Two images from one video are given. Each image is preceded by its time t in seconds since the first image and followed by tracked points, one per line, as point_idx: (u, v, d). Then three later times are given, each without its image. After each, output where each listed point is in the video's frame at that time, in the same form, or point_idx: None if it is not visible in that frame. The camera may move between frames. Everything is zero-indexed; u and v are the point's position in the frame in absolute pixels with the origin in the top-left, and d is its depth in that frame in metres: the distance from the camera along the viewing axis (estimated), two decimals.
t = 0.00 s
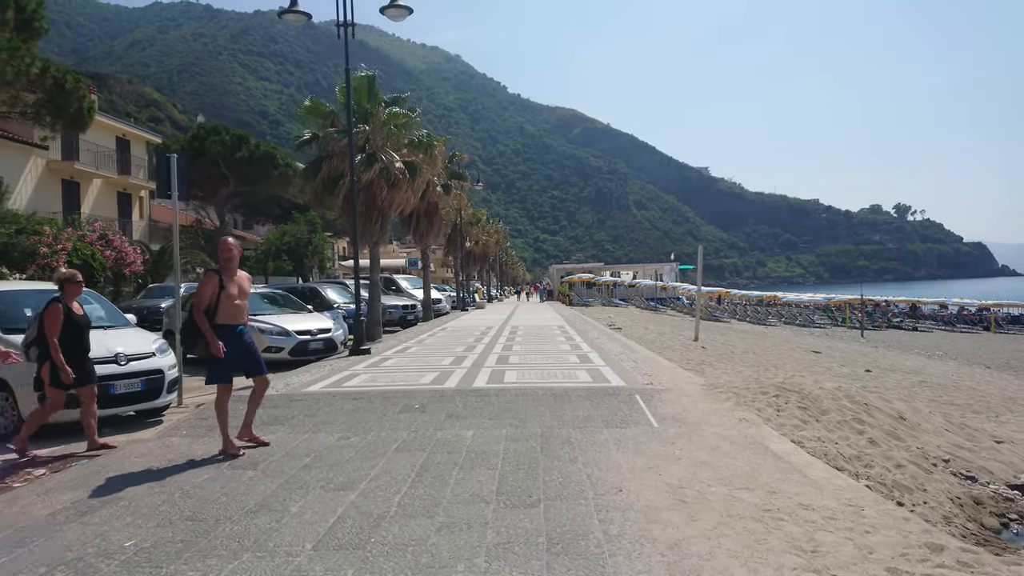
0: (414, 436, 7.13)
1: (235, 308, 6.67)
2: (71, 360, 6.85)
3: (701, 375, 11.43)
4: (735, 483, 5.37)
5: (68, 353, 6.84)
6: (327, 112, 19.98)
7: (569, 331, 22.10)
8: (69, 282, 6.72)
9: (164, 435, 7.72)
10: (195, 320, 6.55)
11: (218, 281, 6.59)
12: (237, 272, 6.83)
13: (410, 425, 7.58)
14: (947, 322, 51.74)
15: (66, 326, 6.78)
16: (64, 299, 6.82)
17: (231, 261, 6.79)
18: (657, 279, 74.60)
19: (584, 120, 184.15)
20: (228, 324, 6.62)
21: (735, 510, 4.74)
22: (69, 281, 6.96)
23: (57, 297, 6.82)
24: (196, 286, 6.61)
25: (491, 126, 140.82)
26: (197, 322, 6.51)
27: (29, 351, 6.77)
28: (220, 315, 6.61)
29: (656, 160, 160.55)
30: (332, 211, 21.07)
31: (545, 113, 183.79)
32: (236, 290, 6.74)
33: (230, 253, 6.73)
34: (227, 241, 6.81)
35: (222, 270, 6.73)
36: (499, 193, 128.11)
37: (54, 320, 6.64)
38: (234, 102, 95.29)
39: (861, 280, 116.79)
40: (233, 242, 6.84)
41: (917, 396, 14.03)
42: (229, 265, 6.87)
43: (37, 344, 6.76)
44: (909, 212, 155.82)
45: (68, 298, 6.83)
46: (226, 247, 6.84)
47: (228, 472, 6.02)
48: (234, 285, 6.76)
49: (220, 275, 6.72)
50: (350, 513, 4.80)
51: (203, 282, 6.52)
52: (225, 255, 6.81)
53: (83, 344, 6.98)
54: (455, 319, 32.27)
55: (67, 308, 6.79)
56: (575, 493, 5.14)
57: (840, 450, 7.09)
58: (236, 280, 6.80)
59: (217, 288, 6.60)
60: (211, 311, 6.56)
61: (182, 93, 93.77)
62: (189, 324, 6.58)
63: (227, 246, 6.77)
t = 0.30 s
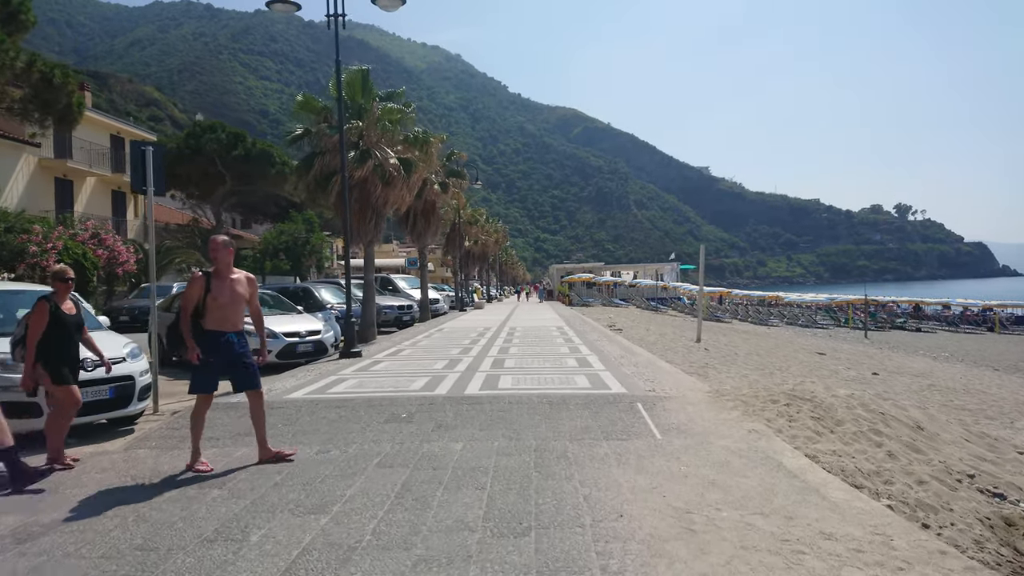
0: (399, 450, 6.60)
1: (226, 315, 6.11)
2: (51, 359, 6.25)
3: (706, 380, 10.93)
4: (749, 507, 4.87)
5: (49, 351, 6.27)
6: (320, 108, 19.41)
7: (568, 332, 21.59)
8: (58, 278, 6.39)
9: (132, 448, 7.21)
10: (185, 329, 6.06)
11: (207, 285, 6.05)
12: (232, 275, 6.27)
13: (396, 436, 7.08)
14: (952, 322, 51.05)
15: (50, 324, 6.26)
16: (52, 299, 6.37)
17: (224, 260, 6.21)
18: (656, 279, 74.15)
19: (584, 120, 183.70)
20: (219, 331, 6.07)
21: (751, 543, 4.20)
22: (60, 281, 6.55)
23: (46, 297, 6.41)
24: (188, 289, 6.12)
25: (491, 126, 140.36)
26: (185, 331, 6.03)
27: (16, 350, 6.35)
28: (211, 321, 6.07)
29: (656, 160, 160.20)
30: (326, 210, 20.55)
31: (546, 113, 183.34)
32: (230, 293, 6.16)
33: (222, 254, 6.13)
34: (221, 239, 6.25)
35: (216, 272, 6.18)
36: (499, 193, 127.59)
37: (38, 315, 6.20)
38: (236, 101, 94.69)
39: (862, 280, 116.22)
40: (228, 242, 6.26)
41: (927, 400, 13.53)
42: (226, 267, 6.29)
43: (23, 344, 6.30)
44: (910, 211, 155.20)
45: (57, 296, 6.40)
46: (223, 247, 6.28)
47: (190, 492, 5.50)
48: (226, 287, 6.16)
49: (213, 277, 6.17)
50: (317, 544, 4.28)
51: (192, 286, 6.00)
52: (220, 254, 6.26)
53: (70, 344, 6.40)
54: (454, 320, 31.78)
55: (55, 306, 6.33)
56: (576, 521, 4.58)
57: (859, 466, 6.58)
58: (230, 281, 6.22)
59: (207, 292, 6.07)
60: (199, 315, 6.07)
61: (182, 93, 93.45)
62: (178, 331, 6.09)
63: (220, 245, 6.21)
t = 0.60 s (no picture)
0: (380, 463, 6.04)
1: (220, 313, 5.55)
2: (33, 366, 5.63)
3: (710, 383, 10.41)
4: (763, 530, 4.36)
5: (30, 358, 5.65)
6: (311, 101, 18.80)
7: (565, 332, 21.09)
8: (35, 276, 5.67)
9: (93, 458, 6.67)
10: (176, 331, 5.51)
11: (199, 282, 5.51)
12: (226, 270, 5.72)
13: (377, 446, 6.54)
14: (955, 321, 50.22)
15: (30, 327, 5.63)
16: (30, 298, 5.71)
17: (219, 254, 5.68)
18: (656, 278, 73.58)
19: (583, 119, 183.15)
20: (214, 332, 5.52)
21: None
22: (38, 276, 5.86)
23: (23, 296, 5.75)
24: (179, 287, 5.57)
25: (490, 125, 139.72)
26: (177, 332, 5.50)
27: None
28: (206, 320, 5.52)
29: (655, 159, 159.66)
30: (317, 205, 20.00)
31: (545, 112, 182.74)
32: (225, 290, 5.60)
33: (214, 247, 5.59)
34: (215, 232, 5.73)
35: (209, 268, 5.65)
36: (498, 192, 126.96)
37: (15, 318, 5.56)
38: (234, 100, 93.97)
39: (861, 279, 115.68)
40: (222, 234, 5.70)
41: (937, 403, 13.02)
42: (220, 261, 5.74)
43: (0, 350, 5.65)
44: (910, 210, 154.56)
45: (36, 296, 5.73)
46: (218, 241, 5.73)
47: (145, 512, 4.96)
48: (220, 283, 5.62)
49: (207, 274, 5.63)
50: None
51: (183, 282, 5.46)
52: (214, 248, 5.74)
53: (53, 348, 5.76)
54: (450, 319, 31.25)
55: (34, 307, 5.68)
56: (569, 549, 4.05)
57: (879, 479, 6.04)
58: (225, 277, 5.68)
59: (199, 289, 5.52)
60: (191, 313, 5.52)
61: (180, 92, 92.64)
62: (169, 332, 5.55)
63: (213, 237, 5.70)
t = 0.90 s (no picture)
0: (356, 481, 5.49)
1: (198, 320, 4.97)
2: None
3: (714, 390, 9.87)
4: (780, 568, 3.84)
5: None
6: (301, 97, 18.24)
7: (561, 334, 20.58)
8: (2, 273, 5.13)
9: (46, 475, 6.12)
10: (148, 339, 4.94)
11: (175, 286, 4.95)
12: (207, 273, 5.17)
13: (353, 463, 5.99)
14: (959, 322, 49.61)
15: None
16: None
17: (199, 253, 5.13)
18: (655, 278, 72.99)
19: (583, 119, 182.70)
20: (191, 342, 4.94)
21: None
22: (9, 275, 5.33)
23: None
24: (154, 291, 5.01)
25: (488, 124, 139.10)
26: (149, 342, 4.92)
27: None
28: (182, 327, 4.94)
29: (654, 159, 159.23)
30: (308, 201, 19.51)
31: (545, 112, 182.26)
32: (203, 295, 5.04)
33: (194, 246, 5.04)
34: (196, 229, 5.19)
35: (188, 269, 5.09)
36: (497, 192, 126.37)
37: None
38: (233, 99, 93.34)
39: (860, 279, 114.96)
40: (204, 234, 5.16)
41: (950, 409, 12.47)
42: (200, 263, 5.18)
43: None
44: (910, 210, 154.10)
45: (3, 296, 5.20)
46: (199, 241, 5.18)
47: (89, 543, 4.43)
48: (199, 286, 5.06)
49: (185, 277, 5.07)
50: None
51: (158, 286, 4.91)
52: (195, 247, 5.19)
53: (21, 355, 5.24)
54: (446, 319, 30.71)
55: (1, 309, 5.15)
56: None
57: (903, 500, 5.50)
58: (204, 280, 5.12)
59: (175, 294, 4.96)
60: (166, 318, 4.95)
61: (178, 91, 91.93)
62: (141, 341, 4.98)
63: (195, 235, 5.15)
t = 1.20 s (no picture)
0: (326, 495, 4.96)
1: (162, 318, 4.32)
2: None
3: (718, 392, 9.35)
4: None
5: None
6: (292, 90, 17.68)
7: (559, 334, 20.01)
8: None
9: None
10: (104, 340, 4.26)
11: (133, 278, 4.28)
12: (171, 264, 4.49)
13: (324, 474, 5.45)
14: (962, 322, 49.11)
15: None
16: None
17: (166, 242, 4.48)
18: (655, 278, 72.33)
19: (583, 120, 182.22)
20: (153, 342, 4.28)
21: None
22: None
23: None
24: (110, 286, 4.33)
25: (488, 125, 138.54)
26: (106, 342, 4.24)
27: None
28: (143, 326, 4.27)
29: (654, 159, 158.65)
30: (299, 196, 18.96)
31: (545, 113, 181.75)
32: (167, 289, 4.38)
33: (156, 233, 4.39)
34: (162, 214, 4.51)
35: (149, 259, 4.41)
36: (497, 192, 125.75)
37: None
38: (232, 100, 92.76)
39: (860, 280, 113.73)
40: (167, 221, 4.49)
41: (963, 412, 11.91)
42: (165, 253, 4.50)
43: None
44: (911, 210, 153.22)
45: None
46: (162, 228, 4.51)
47: (21, 565, 3.91)
48: (164, 280, 4.41)
49: (147, 268, 4.39)
50: None
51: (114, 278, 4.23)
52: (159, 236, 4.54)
53: None
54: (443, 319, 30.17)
55: None
56: None
57: (930, 515, 4.98)
58: (170, 273, 4.47)
59: (134, 287, 4.29)
60: (126, 317, 4.28)
61: (177, 91, 91.37)
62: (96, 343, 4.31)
63: (161, 220, 4.47)
